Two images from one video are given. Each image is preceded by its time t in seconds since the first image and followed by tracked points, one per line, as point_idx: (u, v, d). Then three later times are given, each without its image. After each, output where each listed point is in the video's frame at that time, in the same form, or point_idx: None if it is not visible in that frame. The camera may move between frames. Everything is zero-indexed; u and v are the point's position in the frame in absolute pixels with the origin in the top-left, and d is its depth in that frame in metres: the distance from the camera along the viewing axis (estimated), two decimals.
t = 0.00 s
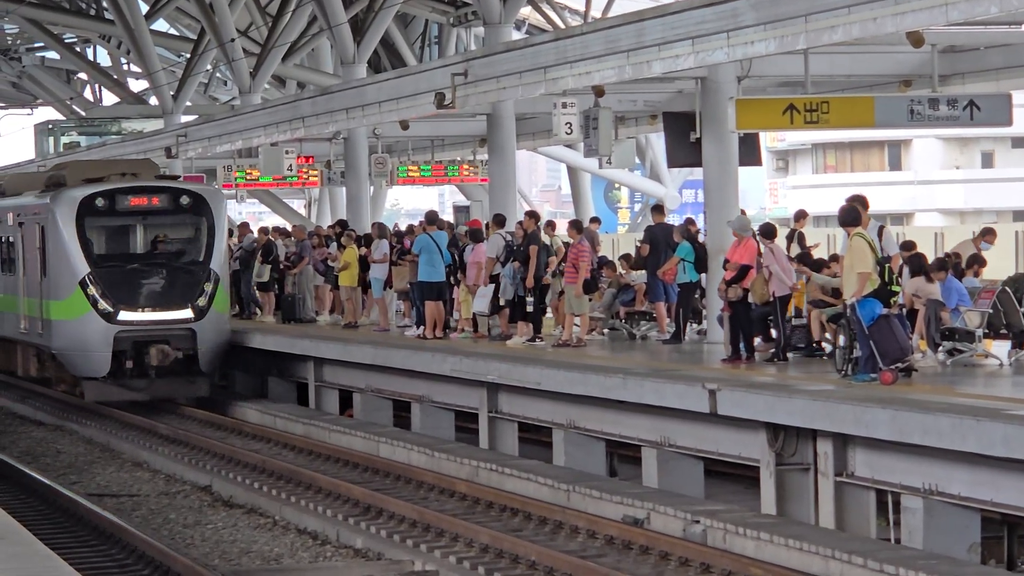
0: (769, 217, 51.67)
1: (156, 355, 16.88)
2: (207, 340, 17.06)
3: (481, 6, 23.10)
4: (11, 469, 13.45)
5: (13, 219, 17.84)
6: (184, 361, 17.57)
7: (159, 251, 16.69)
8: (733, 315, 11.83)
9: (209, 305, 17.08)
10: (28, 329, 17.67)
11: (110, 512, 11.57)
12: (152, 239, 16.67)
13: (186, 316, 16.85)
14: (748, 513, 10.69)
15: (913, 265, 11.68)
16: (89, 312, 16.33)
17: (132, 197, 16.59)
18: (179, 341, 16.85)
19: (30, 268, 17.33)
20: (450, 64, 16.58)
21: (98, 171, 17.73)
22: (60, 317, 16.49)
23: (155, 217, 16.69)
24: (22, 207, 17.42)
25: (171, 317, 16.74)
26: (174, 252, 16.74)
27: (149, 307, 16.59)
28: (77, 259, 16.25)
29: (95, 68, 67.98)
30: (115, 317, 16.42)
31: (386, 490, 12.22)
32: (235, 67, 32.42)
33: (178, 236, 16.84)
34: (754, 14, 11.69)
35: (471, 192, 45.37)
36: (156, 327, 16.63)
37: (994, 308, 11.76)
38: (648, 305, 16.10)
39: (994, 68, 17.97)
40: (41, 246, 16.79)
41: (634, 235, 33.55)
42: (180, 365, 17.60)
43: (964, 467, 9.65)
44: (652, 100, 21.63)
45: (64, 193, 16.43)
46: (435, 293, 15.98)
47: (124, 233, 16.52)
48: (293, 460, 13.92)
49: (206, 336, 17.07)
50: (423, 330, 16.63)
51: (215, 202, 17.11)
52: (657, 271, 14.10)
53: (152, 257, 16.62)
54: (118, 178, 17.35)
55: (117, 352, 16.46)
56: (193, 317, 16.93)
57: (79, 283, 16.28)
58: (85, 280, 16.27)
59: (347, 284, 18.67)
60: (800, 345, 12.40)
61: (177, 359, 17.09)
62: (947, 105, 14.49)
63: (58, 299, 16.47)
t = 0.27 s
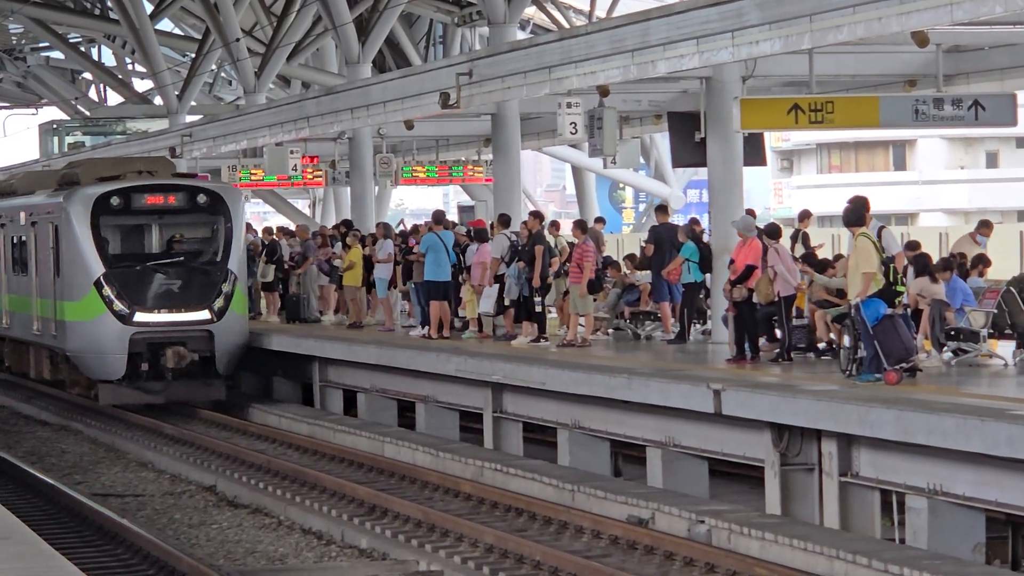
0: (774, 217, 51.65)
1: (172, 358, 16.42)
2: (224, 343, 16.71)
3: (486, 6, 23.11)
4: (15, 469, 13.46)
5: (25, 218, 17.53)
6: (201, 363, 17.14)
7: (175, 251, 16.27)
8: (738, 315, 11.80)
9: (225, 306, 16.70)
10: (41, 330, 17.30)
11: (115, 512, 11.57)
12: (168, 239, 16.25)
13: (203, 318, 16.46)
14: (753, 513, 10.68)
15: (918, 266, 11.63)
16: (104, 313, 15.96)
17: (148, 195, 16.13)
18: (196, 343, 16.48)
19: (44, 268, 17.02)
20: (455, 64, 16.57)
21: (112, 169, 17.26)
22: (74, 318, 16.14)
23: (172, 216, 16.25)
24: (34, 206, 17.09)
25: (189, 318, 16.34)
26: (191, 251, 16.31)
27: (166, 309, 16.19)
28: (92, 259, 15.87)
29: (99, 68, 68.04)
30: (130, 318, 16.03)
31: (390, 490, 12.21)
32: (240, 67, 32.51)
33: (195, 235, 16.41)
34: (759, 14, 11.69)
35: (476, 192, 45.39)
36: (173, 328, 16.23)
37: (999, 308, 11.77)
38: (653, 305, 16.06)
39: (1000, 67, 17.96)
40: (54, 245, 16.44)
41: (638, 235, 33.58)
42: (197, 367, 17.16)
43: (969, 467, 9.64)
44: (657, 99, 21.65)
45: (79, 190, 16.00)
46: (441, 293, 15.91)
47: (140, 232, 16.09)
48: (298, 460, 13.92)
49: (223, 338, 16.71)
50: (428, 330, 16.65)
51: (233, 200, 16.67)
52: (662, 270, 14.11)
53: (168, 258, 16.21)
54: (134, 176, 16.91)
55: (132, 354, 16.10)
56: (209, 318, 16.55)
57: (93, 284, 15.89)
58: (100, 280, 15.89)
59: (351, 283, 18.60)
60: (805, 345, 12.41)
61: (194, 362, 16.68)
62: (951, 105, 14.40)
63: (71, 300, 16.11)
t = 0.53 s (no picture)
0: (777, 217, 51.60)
1: (187, 359, 16.20)
2: (239, 343, 16.39)
3: (489, 6, 23.12)
4: (16, 468, 13.46)
5: (35, 216, 17.27)
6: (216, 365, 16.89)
7: (190, 250, 16.04)
8: (740, 314, 11.87)
9: (242, 307, 16.38)
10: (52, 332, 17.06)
11: (117, 511, 11.56)
12: (183, 237, 16.03)
13: (219, 318, 16.15)
14: (755, 512, 10.68)
15: (920, 265, 11.70)
16: (117, 313, 15.71)
17: (162, 192, 15.93)
18: (212, 344, 16.17)
19: (55, 267, 16.77)
20: (458, 63, 16.57)
21: (124, 164, 16.86)
22: (86, 318, 15.91)
23: (186, 214, 16.03)
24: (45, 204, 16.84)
25: (204, 318, 16.05)
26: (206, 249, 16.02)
27: (181, 308, 15.91)
28: (105, 257, 15.65)
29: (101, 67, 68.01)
30: (145, 318, 15.77)
31: (392, 489, 12.20)
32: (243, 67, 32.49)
33: (210, 234, 16.15)
34: (762, 13, 11.68)
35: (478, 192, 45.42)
36: (187, 329, 15.95)
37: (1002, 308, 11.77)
38: (655, 305, 16.05)
39: (1002, 67, 17.95)
40: (66, 244, 16.21)
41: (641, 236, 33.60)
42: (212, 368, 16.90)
43: (971, 468, 9.64)
44: (659, 98, 21.64)
45: (92, 188, 15.84)
46: (443, 292, 15.96)
47: (153, 231, 15.89)
48: (300, 459, 13.92)
49: (239, 339, 16.41)
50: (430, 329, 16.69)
51: (249, 197, 16.38)
52: (664, 270, 14.13)
53: (183, 256, 15.95)
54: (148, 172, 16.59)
55: (145, 354, 15.85)
56: (226, 319, 16.22)
57: (106, 282, 15.67)
58: (112, 279, 15.67)
59: (354, 283, 18.53)
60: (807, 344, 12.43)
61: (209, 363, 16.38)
62: (954, 105, 14.39)
63: (84, 300, 15.88)
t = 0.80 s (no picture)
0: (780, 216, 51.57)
1: (203, 361, 15.94)
2: (257, 345, 16.20)
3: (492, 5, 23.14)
4: (19, 468, 13.47)
5: (48, 216, 17.11)
6: (233, 367, 16.66)
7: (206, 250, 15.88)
8: (745, 315, 11.84)
9: (260, 308, 16.23)
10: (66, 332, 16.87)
11: (120, 511, 11.57)
12: (199, 237, 15.86)
13: (236, 319, 16.01)
14: (759, 513, 10.67)
15: (924, 265, 11.65)
16: (132, 315, 15.55)
17: (178, 191, 15.76)
18: (229, 346, 16.01)
19: (68, 268, 16.61)
20: (461, 63, 16.57)
21: (137, 163, 16.73)
22: (100, 321, 15.73)
23: (202, 213, 15.86)
24: (57, 204, 16.68)
25: (220, 320, 15.90)
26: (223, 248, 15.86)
27: (197, 310, 15.77)
28: (119, 258, 15.49)
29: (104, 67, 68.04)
30: (160, 320, 15.63)
31: (396, 490, 12.20)
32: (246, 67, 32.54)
33: (227, 233, 16.00)
34: (766, 14, 11.67)
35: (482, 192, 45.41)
36: (203, 330, 15.81)
37: (1005, 309, 11.80)
38: (659, 304, 16.02)
39: (1007, 67, 17.92)
40: (80, 244, 16.05)
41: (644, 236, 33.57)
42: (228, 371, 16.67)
43: (974, 468, 9.62)
44: (664, 98, 21.64)
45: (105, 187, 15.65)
46: (448, 292, 15.95)
47: (169, 230, 15.71)
48: (304, 459, 13.92)
49: (256, 341, 16.21)
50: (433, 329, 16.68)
51: (266, 196, 16.21)
52: (666, 270, 14.13)
53: (199, 257, 15.80)
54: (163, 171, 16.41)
55: (160, 357, 15.71)
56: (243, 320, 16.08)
57: (121, 284, 15.51)
58: (126, 281, 15.50)
59: (357, 283, 18.65)
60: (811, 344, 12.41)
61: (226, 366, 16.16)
62: (958, 105, 14.45)
63: (98, 302, 15.71)
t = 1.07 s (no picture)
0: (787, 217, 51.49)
1: (216, 366, 15.62)
2: (269, 349, 15.78)
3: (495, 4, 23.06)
4: (17, 471, 13.37)
5: (54, 215, 16.71)
6: (246, 371, 16.28)
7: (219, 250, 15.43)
8: (750, 317, 11.69)
9: (273, 310, 15.77)
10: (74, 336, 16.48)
11: (119, 515, 11.46)
12: (211, 237, 15.40)
13: (249, 322, 15.55)
14: (764, 516, 10.57)
15: (932, 266, 11.51)
16: (143, 317, 15.11)
17: (190, 190, 15.33)
18: (241, 350, 15.60)
19: (75, 269, 16.21)
20: (464, 63, 16.47)
21: (149, 161, 16.56)
22: (110, 323, 15.34)
23: (215, 212, 15.42)
24: (64, 203, 16.29)
25: (233, 322, 15.44)
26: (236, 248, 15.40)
27: (210, 312, 15.29)
28: (129, 259, 15.06)
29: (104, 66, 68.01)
30: (171, 323, 15.18)
31: (398, 492, 12.10)
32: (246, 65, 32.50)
33: (240, 234, 15.54)
34: (771, 13, 11.56)
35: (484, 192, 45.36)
36: (215, 333, 15.35)
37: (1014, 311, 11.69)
38: (663, 306, 15.93)
39: (1013, 66, 17.85)
40: (88, 244, 15.64)
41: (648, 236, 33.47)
42: (240, 375, 16.30)
43: (981, 471, 9.52)
44: (669, 97, 21.58)
45: (115, 186, 15.23)
46: (450, 294, 15.86)
47: (180, 230, 15.28)
48: (305, 462, 13.81)
49: (269, 344, 15.79)
50: (435, 330, 16.59)
51: (281, 195, 15.76)
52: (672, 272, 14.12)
53: (211, 257, 15.34)
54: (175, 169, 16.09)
55: (172, 360, 15.29)
56: (256, 323, 15.62)
57: (131, 285, 15.06)
58: (137, 282, 15.04)
59: (358, 284, 18.62)
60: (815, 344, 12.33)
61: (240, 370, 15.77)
62: (965, 104, 14.29)
63: (108, 304, 15.32)
